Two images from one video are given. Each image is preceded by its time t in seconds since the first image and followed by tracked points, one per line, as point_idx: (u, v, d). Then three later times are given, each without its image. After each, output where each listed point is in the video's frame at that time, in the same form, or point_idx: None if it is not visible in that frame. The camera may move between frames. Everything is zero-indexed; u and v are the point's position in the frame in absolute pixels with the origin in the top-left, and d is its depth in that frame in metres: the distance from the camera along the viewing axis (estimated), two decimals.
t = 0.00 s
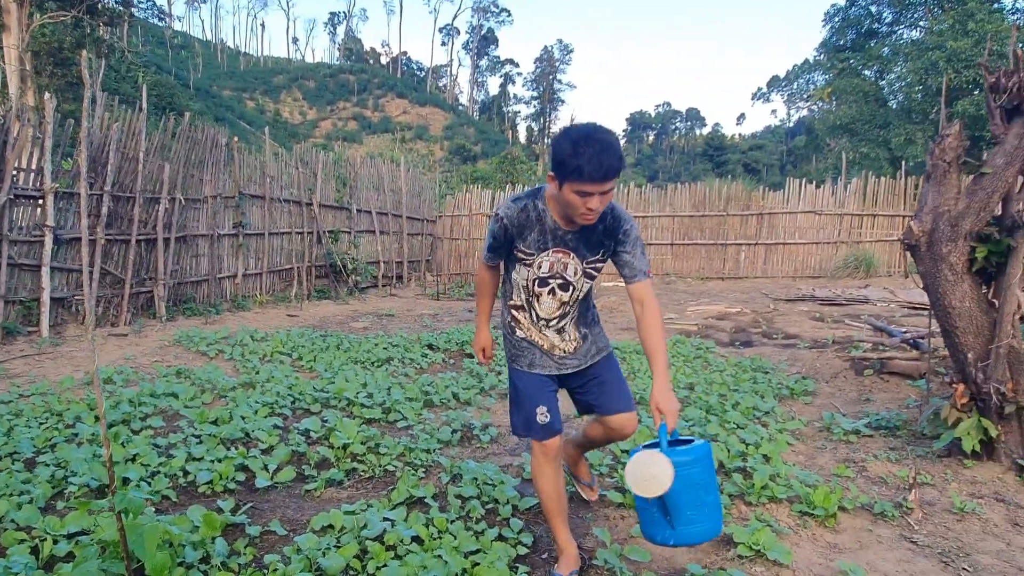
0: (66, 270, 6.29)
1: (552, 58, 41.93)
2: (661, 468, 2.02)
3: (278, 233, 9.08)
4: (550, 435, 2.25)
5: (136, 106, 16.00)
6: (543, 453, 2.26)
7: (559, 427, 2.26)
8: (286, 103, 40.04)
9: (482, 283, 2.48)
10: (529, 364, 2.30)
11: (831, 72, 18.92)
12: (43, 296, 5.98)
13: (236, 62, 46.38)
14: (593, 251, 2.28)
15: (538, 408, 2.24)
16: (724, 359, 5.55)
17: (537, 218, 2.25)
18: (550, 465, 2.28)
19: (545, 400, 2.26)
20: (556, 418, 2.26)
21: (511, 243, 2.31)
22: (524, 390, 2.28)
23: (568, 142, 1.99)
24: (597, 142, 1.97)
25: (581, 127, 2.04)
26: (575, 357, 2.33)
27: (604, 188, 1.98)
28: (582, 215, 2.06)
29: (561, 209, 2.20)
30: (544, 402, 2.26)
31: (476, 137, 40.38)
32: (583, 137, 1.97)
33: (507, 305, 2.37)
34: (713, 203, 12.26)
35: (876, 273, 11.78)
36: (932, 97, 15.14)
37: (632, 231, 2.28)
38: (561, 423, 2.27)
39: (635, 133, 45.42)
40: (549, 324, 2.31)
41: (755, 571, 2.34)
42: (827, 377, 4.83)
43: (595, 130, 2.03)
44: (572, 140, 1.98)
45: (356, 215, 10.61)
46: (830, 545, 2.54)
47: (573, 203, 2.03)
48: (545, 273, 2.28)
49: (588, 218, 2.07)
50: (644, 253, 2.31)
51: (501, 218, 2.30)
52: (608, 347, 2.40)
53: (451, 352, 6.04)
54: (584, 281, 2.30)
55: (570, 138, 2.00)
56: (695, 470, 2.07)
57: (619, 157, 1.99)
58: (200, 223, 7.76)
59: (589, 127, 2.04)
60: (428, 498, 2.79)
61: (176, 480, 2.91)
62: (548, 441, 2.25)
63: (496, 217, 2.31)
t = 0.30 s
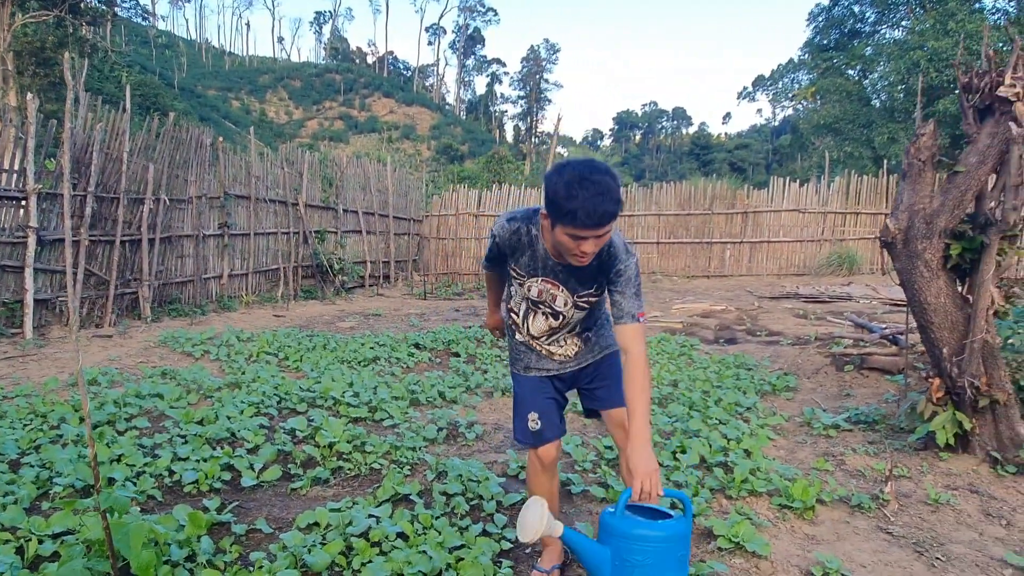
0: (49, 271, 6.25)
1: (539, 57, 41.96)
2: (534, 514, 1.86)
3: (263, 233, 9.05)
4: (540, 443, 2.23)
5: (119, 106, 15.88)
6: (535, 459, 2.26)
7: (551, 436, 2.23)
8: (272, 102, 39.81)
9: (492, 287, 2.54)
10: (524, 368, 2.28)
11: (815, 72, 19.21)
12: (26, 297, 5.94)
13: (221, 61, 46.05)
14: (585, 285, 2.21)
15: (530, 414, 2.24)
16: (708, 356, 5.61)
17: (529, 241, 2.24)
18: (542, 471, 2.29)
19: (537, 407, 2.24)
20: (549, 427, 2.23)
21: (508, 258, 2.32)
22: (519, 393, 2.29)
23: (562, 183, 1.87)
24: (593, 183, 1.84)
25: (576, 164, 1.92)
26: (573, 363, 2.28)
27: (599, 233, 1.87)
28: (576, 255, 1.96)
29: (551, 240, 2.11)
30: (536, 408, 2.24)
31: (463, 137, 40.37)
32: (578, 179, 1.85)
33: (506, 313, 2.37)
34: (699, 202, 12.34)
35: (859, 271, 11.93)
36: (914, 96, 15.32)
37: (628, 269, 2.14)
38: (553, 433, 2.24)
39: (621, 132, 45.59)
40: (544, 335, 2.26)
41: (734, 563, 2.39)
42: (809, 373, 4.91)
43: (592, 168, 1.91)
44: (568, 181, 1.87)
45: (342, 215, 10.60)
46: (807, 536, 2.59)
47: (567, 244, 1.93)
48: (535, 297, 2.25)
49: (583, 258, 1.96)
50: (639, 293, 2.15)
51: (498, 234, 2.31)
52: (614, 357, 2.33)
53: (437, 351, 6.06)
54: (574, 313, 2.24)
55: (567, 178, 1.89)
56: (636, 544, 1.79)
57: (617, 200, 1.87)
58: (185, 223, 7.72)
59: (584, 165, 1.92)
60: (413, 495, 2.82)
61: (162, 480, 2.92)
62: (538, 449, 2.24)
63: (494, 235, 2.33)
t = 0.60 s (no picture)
0: (41, 271, 6.26)
1: (533, 55, 41.96)
2: None
3: (256, 232, 9.07)
4: (546, 449, 2.21)
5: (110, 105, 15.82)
6: (538, 462, 2.25)
7: (557, 444, 2.21)
8: (265, 101, 39.72)
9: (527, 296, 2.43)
10: (547, 374, 2.22)
11: (807, 71, 19.60)
12: (18, 298, 5.95)
13: (213, 59, 45.90)
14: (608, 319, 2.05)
15: (543, 420, 2.22)
16: (697, 353, 5.67)
17: (553, 268, 2.10)
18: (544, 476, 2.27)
19: (550, 413, 2.21)
20: (557, 435, 2.21)
21: (534, 281, 2.19)
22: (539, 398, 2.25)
23: (582, 234, 1.69)
24: (616, 239, 1.65)
25: (599, 210, 1.72)
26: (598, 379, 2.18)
27: (622, 289, 1.70)
28: (599, 304, 1.80)
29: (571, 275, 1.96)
30: (549, 415, 2.21)
31: (457, 135, 40.36)
32: (601, 233, 1.66)
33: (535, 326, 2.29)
34: (690, 200, 12.33)
35: (849, 268, 12.02)
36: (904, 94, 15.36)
37: (653, 308, 1.92)
38: (561, 443, 2.21)
39: (615, 130, 45.69)
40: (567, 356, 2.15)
41: (717, 554, 2.44)
42: (796, 369, 4.97)
43: (616, 215, 1.70)
44: (589, 233, 1.68)
45: (335, 214, 10.62)
46: (789, 528, 2.65)
47: (588, 292, 1.78)
48: (555, 323, 2.14)
49: (604, 304, 1.80)
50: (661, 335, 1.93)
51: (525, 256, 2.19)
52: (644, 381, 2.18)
53: (429, 349, 6.10)
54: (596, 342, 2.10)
55: (586, 227, 1.70)
56: None
57: (642, 254, 1.68)
58: (177, 222, 7.73)
59: (608, 210, 1.71)
60: (403, 490, 2.87)
61: (155, 477, 2.95)
62: (544, 455, 2.22)
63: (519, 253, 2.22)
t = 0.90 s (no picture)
0: (37, 271, 6.30)
1: (529, 54, 41.97)
2: None
3: (251, 232, 9.10)
4: (548, 435, 2.29)
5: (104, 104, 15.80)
6: (537, 442, 2.33)
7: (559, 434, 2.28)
8: (260, 100, 39.66)
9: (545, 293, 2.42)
10: (560, 367, 2.24)
11: (802, 68, 19.65)
12: (14, 297, 5.98)
13: (208, 58, 45.81)
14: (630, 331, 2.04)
15: (549, 408, 2.28)
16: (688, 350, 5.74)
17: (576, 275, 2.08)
18: (541, 458, 2.35)
19: (557, 403, 2.26)
20: (561, 425, 2.27)
21: (556, 284, 2.18)
22: (548, 387, 2.29)
23: (606, 253, 1.64)
24: (642, 261, 1.61)
25: (625, 227, 1.67)
26: (610, 380, 2.20)
27: (646, 309, 1.67)
28: (621, 321, 1.78)
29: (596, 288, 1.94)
30: (556, 405, 2.26)
31: (453, 133, 40.35)
32: (624, 253, 1.61)
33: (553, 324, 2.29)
34: (684, 199, 12.38)
35: (842, 266, 12.10)
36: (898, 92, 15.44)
37: (678, 321, 1.93)
38: (563, 433, 2.28)
39: (611, 129, 45.74)
40: (586, 357, 2.16)
41: (702, 546, 2.51)
42: (785, 365, 5.04)
43: (642, 234, 1.65)
44: (612, 252, 1.63)
45: (330, 213, 10.65)
46: (773, 521, 2.71)
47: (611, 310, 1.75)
48: (578, 331, 2.15)
49: (626, 321, 1.79)
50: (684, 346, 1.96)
51: (549, 259, 2.17)
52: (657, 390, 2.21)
53: (423, 347, 6.15)
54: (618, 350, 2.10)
55: (613, 248, 1.65)
56: None
57: (668, 274, 1.64)
58: (172, 222, 7.76)
59: (633, 228, 1.66)
60: (395, 486, 2.92)
61: (151, 474, 2.99)
62: (544, 439, 2.31)
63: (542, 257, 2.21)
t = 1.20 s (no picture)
0: (33, 270, 6.32)
1: (523, 52, 41.98)
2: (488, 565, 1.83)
3: (246, 231, 9.13)
4: (545, 424, 2.35)
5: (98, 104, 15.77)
6: (534, 430, 2.39)
7: (556, 424, 2.35)
8: (254, 99, 39.59)
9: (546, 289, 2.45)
10: (560, 358, 2.28)
11: (796, 65, 19.70)
12: (10, 297, 6.01)
13: (202, 57, 45.68)
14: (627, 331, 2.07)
15: (547, 398, 2.33)
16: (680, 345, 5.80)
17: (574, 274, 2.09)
18: (539, 445, 2.42)
19: (554, 393, 2.32)
20: (558, 416, 2.33)
21: (557, 281, 2.21)
22: (547, 376, 2.34)
23: (597, 257, 1.68)
24: (631, 267, 1.64)
25: (618, 232, 1.71)
26: (608, 375, 2.24)
27: (636, 314, 1.70)
28: (614, 325, 1.81)
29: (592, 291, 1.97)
30: (553, 395, 2.32)
31: (448, 132, 40.33)
32: (613, 258, 1.65)
33: (554, 317, 2.32)
34: (678, 196, 12.47)
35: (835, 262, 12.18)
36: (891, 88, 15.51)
37: (676, 324, 1.95)
38: (559, 423, 2.34)
39: (606, 126, 45.78)
40: (585, 352, 2.20)
41: (689, 535, 2.56)
42: (775, 360, 5.11)
43: (635, 240, 1.68)
44: (603, 256, 1.67)
45: (325, 212, 10.67)
46: (759, 510, 2.77)
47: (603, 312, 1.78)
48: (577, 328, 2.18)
49: (619, 324, 1.81)
50: (682, 348, 1.99)
51: (552, 257, 2.20)
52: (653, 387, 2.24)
53: (418, 344, 6.20)
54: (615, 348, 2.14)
55: (603, 253, 1.68)
56: None
57: (657, 280, 1.67)
58: (167, 222, 7.79)
59: (627, 233, 1.69)
60: (389, 479, 2.97)
61: (148, 470, 3.04)
62: (542, 428, 2.37)
63: (546, 255, 2.24)
